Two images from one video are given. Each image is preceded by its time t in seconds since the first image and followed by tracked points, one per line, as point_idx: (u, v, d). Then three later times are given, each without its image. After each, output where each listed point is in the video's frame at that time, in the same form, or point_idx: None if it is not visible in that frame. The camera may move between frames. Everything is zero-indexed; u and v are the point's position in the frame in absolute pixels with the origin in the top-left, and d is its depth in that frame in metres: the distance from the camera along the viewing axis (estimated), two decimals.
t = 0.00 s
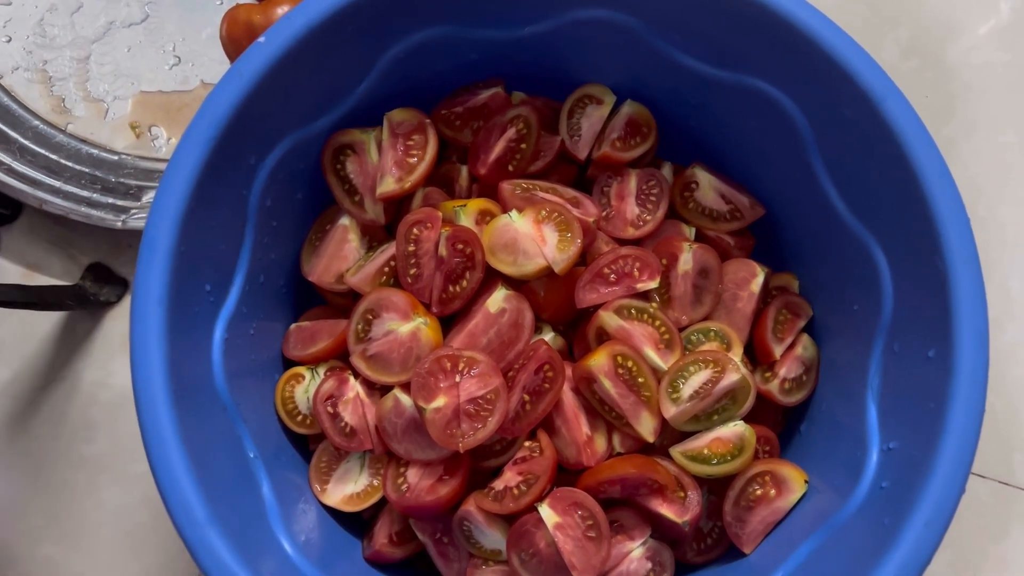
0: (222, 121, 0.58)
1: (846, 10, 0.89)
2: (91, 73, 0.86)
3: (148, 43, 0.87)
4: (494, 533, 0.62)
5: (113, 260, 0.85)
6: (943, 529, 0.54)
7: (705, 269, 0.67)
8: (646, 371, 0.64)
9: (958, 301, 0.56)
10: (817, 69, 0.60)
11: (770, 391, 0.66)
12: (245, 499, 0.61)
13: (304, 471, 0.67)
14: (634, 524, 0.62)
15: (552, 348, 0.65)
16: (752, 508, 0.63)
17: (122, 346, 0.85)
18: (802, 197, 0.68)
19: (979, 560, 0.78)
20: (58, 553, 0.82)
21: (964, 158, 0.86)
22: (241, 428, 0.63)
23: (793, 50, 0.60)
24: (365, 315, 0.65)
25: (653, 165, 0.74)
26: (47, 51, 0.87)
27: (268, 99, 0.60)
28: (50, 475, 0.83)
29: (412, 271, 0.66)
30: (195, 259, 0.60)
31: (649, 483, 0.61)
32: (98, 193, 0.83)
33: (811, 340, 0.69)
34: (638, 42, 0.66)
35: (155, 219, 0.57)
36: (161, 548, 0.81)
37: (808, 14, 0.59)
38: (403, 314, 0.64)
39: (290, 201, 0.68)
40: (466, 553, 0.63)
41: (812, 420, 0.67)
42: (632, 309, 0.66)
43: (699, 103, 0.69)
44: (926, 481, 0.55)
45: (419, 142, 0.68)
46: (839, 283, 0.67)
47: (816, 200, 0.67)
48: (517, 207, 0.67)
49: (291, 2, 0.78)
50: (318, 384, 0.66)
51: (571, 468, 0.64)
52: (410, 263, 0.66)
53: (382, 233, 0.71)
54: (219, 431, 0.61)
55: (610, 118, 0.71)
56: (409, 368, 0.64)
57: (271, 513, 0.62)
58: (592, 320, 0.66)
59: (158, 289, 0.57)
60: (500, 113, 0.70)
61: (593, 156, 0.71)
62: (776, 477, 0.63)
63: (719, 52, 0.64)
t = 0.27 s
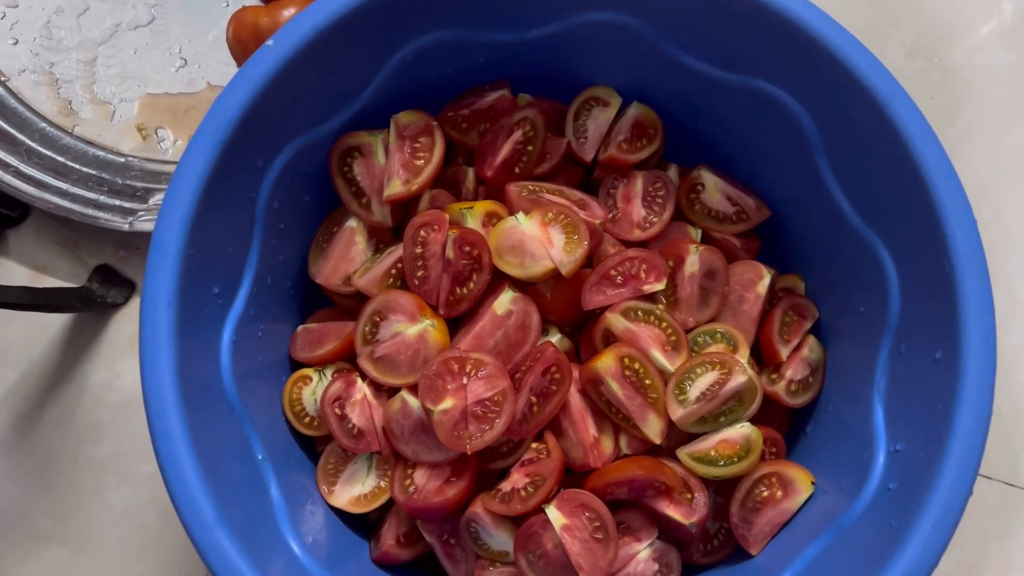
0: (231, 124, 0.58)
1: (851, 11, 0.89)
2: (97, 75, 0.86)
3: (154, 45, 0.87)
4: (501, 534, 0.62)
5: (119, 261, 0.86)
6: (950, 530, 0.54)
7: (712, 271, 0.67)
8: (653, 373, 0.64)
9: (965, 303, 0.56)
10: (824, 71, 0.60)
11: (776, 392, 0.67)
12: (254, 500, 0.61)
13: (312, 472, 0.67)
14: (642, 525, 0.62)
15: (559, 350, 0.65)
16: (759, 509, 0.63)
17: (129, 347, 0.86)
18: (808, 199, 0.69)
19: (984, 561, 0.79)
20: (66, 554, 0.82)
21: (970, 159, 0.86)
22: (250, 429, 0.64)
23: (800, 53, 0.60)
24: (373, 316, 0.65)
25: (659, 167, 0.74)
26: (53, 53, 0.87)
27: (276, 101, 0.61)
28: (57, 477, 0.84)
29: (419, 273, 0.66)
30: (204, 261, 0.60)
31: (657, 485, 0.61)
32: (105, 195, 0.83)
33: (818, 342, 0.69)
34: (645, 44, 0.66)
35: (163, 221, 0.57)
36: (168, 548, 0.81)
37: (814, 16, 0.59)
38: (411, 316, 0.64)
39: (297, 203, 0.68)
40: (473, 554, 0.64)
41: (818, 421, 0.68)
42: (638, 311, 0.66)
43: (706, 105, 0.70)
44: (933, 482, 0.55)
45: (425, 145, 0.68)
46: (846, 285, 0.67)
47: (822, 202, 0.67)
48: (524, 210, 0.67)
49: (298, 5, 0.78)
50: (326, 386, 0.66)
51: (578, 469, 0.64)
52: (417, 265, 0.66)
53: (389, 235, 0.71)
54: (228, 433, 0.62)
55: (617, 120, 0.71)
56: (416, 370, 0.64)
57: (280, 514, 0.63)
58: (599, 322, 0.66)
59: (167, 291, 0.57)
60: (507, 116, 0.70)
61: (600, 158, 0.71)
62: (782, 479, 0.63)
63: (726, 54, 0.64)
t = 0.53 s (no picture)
0: (227, 117, 0.58)
1: (852, 5, 0.89)
2: (94, 69, 0.86)
3: (152, 40, 0.87)
4: (501, 530, 0.61)
5: (117, 257, 0.85)
6: (952, 525, 0.54)
7: (712, 265, 0.67)
8: (653, 367, 0.63)
9: (967, 297, 0.56)
10: (825, 63, 0.60)
11: (777, 387, 0.66)
12: (251, 495, 0.61)
13: (310, 468, 0.67)
14: (642, 520, 0.62)
15: (559, 345, 0.64)
16: (760, 505, 0.62)
17: (127, 343, 0.85)
18: (809, 193, 0.68)
19: (986, 558, 0.78)
20: (64, 551, 0.82)
21: (971, 153, 0.86)
22: (248, 425, 0.63)
23: (801, 45, 0.60)
24: (371, 312, 0.64)
25: (659, 161, 0.73)
26: (51, 48, 0.87)
27: (273, 95, 0.60)
28: (55, 473, 0.83)
29: (418, 268, 0.66)
30: (201, 256, 0.60)
31: (657, 480, 0.61)
32: (103, 190, 0.83)
33: (819, 336, 0.69)
34: (645, 37, 0.66)
35: (160, 214, 0.57)
36: (166, 545, 0.81)
37: (815, 8, 0.58)
38: (409, 310, 0.64)
39: (296, 197, 0.68)
40: (472, 549, 0.63)
41: (819, 416, 0.67)
42: (638, 305, 0.66)
43: (706, 99, 0.69)
44: (935, 476, 0.55)
45: (424, 138, 0.68)
46: (847, 279, 0.67)
47: (823, 196, 0.67)
48: (523, 203, 0.67)
49: None
50: (324, 381, 0.65)
51: (578, 464, 0.63)
52: (416, 259, 0.66)
53: (388, 229, 0.71)
54: (225, 428, 0.61)
55: (616, 114, 0.71)
56: (415, 364, 0.64)
57: (278, 509, 0.62)
58: (599, 316, 0.66)
59: (164, 285, 0.57)
60: (506, 109, 0.70)
61: (599, 152, 0.70)
62: (783, 473, 0.63)
63: (726, 47, 0.64)
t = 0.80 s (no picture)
0: (228, 119, 0.58)
1: (851, 6, 0.89)
2: (95, 71, 0.87)
3: (153, 42, 0.87)
4: (500, 530, 0.62)
5: (118, 258, 0.86)
6: (950, 524, 0.54)
7: (711, 266, 0.67)
8: (652, 368, 0.63)
9: (964, 297, 0.56)
10: (822, 65, 0.60)
11: (775, 387, 0.66)
12: (251, 495, 0.61)
13: (310, 468, 0.67)
14: (640, 520, 0.62)
15: (557, 345, 0.65)
16: (758, 505, 0.63)
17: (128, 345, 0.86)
18: (807, 194, 0.68)
19: (984, 557, 0.78)
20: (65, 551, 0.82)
21: (970, 154, 0.86)
22: (248, 426, 0.64)
23: (799, 47, 0.60)
24: (370, 312, 0.65)
25: (658, 162, 0.74)
26: (52, 50, 0.87)
27: (274, 97, 0.61)
28: (56, 474, 0.84)
29: (418, 269, 0.66)
30: (201, 257, 0.60)
31: (655, 480, 0.61)
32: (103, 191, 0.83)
33: (817, 337, 0.69)
34: (644, 39, 0.66)
35: (161, 216, 0.57)
36: (168, 545, 0.82)
37: (813, 10, 0.59)
38: (409, 311, 0.64)
39: (296, 199, 0.68)
40: (472, 550, 0.63)
41: (817, 416, 0.68)
42: (637, 306, 0.66)
43: (705, 100, 0.69)
44: (933, 476, 0.55)
45: (424, 140, 0.68)
46: (845, 279, 0.67)
47: (822, 197, 0.67)
48: (522, 205, 0.67)
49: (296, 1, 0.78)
50: (323, 382, 0.65)
51: (577, 465, 0.64)
52: (415, 261, 0.66)
53: (388, 230, 0.71)
54: (226, 428, 0.61)
55: (615, 116, 0.71)
56: (414, 365, 0.64)
57: (278, 509, 0.63)
58: (598, 317, 0.66)
59: (165, 286, 0.57)
60: (505, 111, 0.70)
61: (598, 153, 0.71)
62: (781, 473, 0.63)
63: (725, 49, 0.64)
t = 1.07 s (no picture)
0: (226, 117, 0.58)
1: (850, 4, 0.89)
2: (95, 70, 0.86)
3: (152, 40, 0.87)
4: (500, 527, 0.61)
5: (117, 257, 0.86)
6: (949, 521, 0.53)
7: (710, 263, 0.67)
8: (651, 365, 0.64)
9: (964, 295, 0.56)
10: (821, 62, 0.60)
11: (775, 384, 0.67)
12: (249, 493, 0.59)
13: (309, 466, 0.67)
14: (640, 517, 0.62)
15: (557, 342, 0.65)
16: (758, 502, 0.63)
17: (128, 342, 0.86)
18: (806, 191, 0.68)
19: (984, 555, 0.78)
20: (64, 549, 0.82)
21: (969, 151, 0.86)
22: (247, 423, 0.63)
23: (798, 44, 0.60)
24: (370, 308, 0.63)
25: (657, 159, 0.74)
26: (51, 49, 0.87)
27: (272, 95, 0.61)
28: (55, 472, 0.84)
29: (417, 266, 0.66)
30: (200, 255, 0.60)
31: (655, 477, 0.61)
32: (103, 189, 0.83)
33: (817, 334, 0.69)
34: (642, 36, 0.66)
35: (160, 212, 0.57)
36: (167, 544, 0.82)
37: (812, 6, 0.58)
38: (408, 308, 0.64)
39: (294, 196, 0.69)
40: (472, 547, 0.63)
41: (817, 413, 0.68)
42: (637, 303, 0.66)
43: (704, 98, 0.69)
44: (932, 472, 0.55)
45: (423, 138, 0.69)
46: (845, 277, 0.67)
47: (821, 194, 0.67)
48: (522, 202, 0.67)
49: None
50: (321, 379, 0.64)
51: (577, 462, 0.64)
52: (415, 257, 0.66)
53: (387, 228, 0.71)
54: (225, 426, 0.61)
55: (614, 113, 0.71)
56: (414, 363, 0.63)
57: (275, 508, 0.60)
58: (597, 314, 0.66)
59: (164, 283, 0.57)
60: (504, 108, 0.70)
61: (597, 151, 0.71)
62: (781, 470, 0.63)
63: (724, 46, 0.64)
